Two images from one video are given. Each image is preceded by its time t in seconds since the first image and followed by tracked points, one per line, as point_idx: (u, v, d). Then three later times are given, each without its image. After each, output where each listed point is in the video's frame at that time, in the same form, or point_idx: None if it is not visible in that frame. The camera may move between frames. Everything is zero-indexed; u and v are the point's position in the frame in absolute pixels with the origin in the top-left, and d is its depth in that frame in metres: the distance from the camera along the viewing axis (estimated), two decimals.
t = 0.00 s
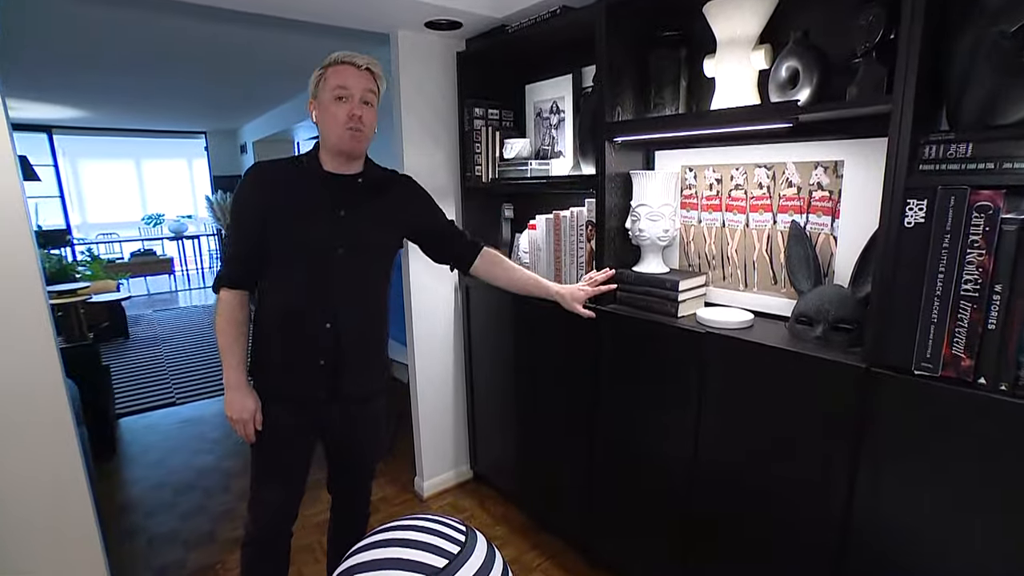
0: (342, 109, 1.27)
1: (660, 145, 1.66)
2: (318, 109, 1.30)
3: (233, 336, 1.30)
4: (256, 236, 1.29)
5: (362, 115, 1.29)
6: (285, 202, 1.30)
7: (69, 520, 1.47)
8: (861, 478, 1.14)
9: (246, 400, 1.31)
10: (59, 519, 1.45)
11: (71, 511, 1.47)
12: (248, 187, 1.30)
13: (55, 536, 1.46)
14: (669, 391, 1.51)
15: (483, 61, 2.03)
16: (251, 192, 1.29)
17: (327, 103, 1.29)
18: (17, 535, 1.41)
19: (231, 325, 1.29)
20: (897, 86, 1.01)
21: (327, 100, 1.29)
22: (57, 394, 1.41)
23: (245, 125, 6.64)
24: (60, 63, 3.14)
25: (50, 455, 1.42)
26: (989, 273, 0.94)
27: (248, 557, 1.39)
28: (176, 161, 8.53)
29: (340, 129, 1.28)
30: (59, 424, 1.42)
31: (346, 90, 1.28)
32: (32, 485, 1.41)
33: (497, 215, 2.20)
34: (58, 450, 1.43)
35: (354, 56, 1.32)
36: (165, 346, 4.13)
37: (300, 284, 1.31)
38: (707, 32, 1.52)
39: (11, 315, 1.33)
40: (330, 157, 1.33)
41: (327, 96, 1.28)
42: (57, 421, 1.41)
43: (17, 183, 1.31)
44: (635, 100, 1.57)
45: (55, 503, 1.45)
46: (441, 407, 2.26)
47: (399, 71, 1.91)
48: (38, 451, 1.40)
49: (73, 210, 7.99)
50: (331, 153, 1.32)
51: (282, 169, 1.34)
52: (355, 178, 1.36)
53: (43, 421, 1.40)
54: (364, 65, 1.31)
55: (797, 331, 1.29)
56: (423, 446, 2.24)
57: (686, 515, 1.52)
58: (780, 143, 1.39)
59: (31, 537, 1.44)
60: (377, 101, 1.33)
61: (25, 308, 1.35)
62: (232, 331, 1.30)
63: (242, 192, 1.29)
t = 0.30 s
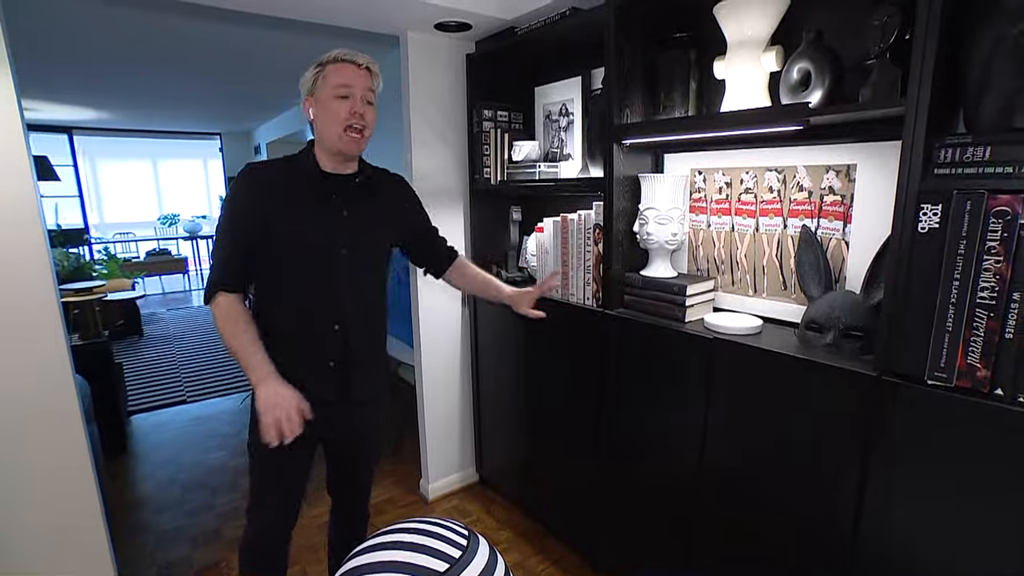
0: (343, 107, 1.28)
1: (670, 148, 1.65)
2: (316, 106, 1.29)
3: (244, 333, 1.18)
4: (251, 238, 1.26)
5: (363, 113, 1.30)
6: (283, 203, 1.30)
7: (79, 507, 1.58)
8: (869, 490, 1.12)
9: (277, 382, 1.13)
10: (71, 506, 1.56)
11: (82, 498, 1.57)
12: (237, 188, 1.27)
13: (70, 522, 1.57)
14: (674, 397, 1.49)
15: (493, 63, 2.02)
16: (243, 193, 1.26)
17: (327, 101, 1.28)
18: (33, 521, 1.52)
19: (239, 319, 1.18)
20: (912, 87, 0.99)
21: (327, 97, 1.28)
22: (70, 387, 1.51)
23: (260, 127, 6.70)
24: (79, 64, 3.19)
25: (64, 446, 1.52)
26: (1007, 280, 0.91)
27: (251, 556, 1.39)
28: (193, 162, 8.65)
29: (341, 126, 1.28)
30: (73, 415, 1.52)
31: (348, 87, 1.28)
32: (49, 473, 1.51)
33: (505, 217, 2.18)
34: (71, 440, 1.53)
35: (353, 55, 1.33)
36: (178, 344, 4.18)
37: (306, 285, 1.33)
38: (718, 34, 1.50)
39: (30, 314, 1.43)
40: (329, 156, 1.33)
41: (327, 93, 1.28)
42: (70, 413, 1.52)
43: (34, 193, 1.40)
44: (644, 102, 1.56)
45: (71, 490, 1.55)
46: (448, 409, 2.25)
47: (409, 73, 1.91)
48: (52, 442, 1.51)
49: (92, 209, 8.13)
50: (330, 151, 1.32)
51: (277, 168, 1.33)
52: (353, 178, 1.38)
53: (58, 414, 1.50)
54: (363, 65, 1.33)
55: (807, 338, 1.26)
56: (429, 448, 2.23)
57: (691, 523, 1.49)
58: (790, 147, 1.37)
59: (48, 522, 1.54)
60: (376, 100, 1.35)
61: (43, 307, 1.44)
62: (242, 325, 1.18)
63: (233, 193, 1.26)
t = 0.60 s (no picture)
0: (355, 105, 1.30)
1: (675, 147, 1.64)
2: (323, 103, 1.28)
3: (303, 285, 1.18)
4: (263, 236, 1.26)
5: (370, 109, 1.34)
6: (293, 201, 1.30)
7: (91, 503, 1.60)
8: (876, 490, 1.11)
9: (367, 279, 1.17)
10: (82, 503, 1.58)
11: (93, 495, 1.59)
12: (247, 186, 1.28)
13: (81, 519, 1.59)
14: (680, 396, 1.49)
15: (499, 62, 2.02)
16: (254, 190, 1.27)
17: (337, 98, 1.29)
18: (45, 518, 1.55)
19: (293, 276, 1.19)
20: (920, 83, 0.98)
21: (336, 95, 1.28)
22: (81, 386, 1.53)
23: (267, 127, 6.73)
24: (89, 66, 3.22)
25: (76, 443, 1.54)
26: (1017, 278, 0.91)
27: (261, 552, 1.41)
28: (201, 162, 8.70)
29: (354, 123, 1.31)
30: (84, 413, 1.54)
31: (357, 85, 1.30)
32: (61, 470, 1.53)
33: (511, 216, 2.18)
34: (83, 438, 1.55)
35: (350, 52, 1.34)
36: (187, 343, 4.22)
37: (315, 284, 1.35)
38: (724, 31, 1.50)
39: (41, 314, 1.45)
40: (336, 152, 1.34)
41: (338, 90, 1.28)
42: (81, 411, 1.53)
43: (45, 194, 1.42)
44: (649, 100, 1.56)
45: (82, 487, 1.57)
46: (454, 408, 2.26)
47: (415, 72, 1.92)
48: (64, 439, 1.53)
49: (102, 209, 8.20)
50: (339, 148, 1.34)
51: (276, 171, 1.31)
52: (354, 173, 1.44)
53: (69, 411, 1.52)
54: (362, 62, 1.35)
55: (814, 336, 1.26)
56: (435, 447, 2.24)
57: (696, 521, 1.50)
58: (797, 145, 1.36)
59: (60, 518, 1.56)
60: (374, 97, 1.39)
61: (55, 306, 1.46)
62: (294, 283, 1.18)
63: (248, 195, 1.27)
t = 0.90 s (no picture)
0: (367, 102, 1.35)
1: (676, 140, 1.66)
2: (337, 101, 1.30)
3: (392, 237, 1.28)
4: (292, 204, 1.26)
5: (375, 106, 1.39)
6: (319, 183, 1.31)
7: (99, 500, 1.61)
8: (878, 478, 1.13)
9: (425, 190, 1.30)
10: (89, 500, 1.59)
11: (99, 492, 1.60)
12: (275, 164, 1.32)
13: (88, 514, 1.60)
14: (682, 388, 1.50)
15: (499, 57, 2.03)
16: (280, 168, 1.30)
17: (349, 96, 1.32)
18: (54, 514, 1.56)
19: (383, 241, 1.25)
20: (920, 76, 1.00)
21: (348, 93, 1.31)
22: (88, 384, 1.54)
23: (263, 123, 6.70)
24: (87, 64, 3.21)
25: (84, 441, 1.56)
26: (1014, 267, 0.93)
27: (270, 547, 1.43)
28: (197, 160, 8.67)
29: (363, 121, 1.35)
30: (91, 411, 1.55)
31: (365, 84, 1.34)
32: (69, 468, 1.55)
33: (513, 210, 2.20)
34: (90, 436, 1.56)
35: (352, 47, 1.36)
36: (188, 341, 4.22)
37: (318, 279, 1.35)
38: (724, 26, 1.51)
39: (47, 313, 1.46)
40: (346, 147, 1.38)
41: (351, 88, 1.31)
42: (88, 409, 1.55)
43: (50, 195, 1.43)
44: (650, 95, 1.57)
45: (89, 483, 1.59)
46: (457, 401, 2.28)
47: (416, 69, 1.92)
48: (70, 438, 1.54)
49: (99, 208, 8.18)
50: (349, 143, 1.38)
51: (294, 162, 1.30)
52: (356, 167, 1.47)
53: (76, 410, 1.53)
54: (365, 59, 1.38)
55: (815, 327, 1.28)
56: (439, 441, 2.26)
57: (698, 510, 1.52)
58: (798, 137, 1.37)
59: (68, 515, 1.58)
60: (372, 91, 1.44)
61: (60, 306, 1.47)
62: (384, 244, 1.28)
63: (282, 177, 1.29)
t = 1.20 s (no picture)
0: (381, 108, 1.43)
1: (676, 135, 1.69)
2: (353, 103, 1.38)
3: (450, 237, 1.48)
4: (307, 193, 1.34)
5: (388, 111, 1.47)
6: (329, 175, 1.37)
7: (104, 496, 1.62)
8: (873, 462, 1.17)
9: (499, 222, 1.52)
10: (95, 496, 1.61)
11: (105, 489, 1.61)
12: (290, 165, 1.39)
13: (93, 510, 1.61)
14: (682, 377, 1.54)
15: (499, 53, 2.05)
16: (293, 169, 1.38)
17: (366, 99, 1.39)
18: (59, 511, 1.57)
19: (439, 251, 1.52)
20: (915, 73, 1.03)
21: (365, 97, 1.39)
22: (94, 381, 1.55)
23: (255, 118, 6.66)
24: (78, 59, 3.19)
25: (90, 438, 1.57)
26: (1004, 257, 0.96)
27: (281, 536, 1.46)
28: (188, 155, 8.59)
29: (374, 125, 1.44)
30: (98, 407, 1.56)
31: (383, 91, 1.42)
32: (75, 464, 1.56)
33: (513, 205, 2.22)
34: (96, 433, 1.57)
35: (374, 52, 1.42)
36: (184, 337, 4.22)
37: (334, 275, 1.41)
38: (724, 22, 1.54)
39: (52, 311, 1.47)
40: (356, 145, 1.46)
41: (368, 93, 1.39)
42: (94, 406, 1.55)
43: (54, 193, 1.43)
44: (650, 90, 1.60)
45: (96, 479, 1.60)
46: (458, 394, 2.30)
47: (416, 64, 1.93)
48: (76, 434, 1.55)
49: (89, 204, 8.10)
50: (359, 142, 1.46)
51: (305, 156, 1.37)
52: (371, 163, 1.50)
53: (82, 407, 1.54)
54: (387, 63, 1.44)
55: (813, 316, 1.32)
56: (440, 433, 2.28)
57: (698, 497, 1.56)
58: (795, 132, 1.41)
59: (73, 512, 1.58)
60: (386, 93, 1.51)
61: (65, 304, 1.47)
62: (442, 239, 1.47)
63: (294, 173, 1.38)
